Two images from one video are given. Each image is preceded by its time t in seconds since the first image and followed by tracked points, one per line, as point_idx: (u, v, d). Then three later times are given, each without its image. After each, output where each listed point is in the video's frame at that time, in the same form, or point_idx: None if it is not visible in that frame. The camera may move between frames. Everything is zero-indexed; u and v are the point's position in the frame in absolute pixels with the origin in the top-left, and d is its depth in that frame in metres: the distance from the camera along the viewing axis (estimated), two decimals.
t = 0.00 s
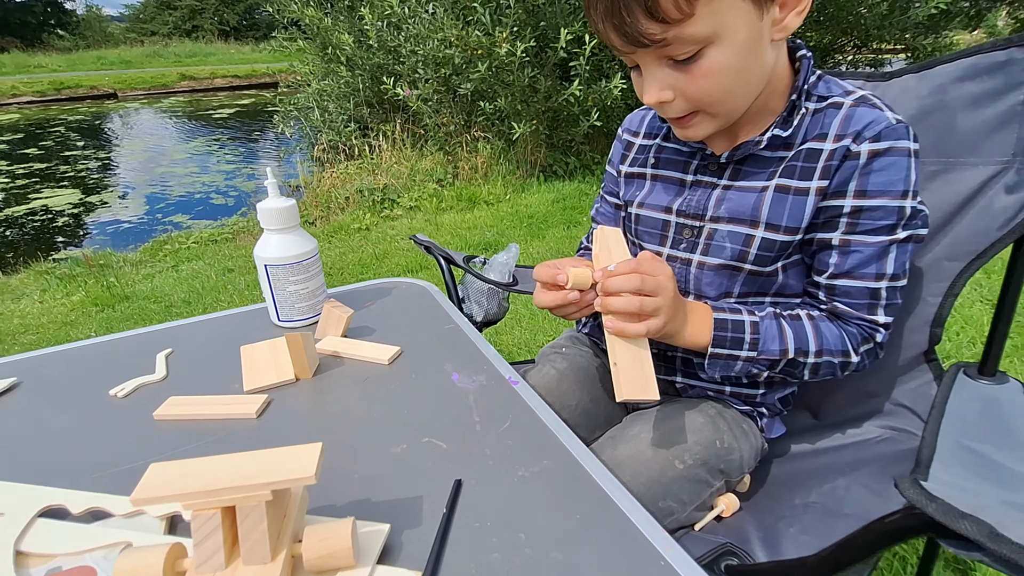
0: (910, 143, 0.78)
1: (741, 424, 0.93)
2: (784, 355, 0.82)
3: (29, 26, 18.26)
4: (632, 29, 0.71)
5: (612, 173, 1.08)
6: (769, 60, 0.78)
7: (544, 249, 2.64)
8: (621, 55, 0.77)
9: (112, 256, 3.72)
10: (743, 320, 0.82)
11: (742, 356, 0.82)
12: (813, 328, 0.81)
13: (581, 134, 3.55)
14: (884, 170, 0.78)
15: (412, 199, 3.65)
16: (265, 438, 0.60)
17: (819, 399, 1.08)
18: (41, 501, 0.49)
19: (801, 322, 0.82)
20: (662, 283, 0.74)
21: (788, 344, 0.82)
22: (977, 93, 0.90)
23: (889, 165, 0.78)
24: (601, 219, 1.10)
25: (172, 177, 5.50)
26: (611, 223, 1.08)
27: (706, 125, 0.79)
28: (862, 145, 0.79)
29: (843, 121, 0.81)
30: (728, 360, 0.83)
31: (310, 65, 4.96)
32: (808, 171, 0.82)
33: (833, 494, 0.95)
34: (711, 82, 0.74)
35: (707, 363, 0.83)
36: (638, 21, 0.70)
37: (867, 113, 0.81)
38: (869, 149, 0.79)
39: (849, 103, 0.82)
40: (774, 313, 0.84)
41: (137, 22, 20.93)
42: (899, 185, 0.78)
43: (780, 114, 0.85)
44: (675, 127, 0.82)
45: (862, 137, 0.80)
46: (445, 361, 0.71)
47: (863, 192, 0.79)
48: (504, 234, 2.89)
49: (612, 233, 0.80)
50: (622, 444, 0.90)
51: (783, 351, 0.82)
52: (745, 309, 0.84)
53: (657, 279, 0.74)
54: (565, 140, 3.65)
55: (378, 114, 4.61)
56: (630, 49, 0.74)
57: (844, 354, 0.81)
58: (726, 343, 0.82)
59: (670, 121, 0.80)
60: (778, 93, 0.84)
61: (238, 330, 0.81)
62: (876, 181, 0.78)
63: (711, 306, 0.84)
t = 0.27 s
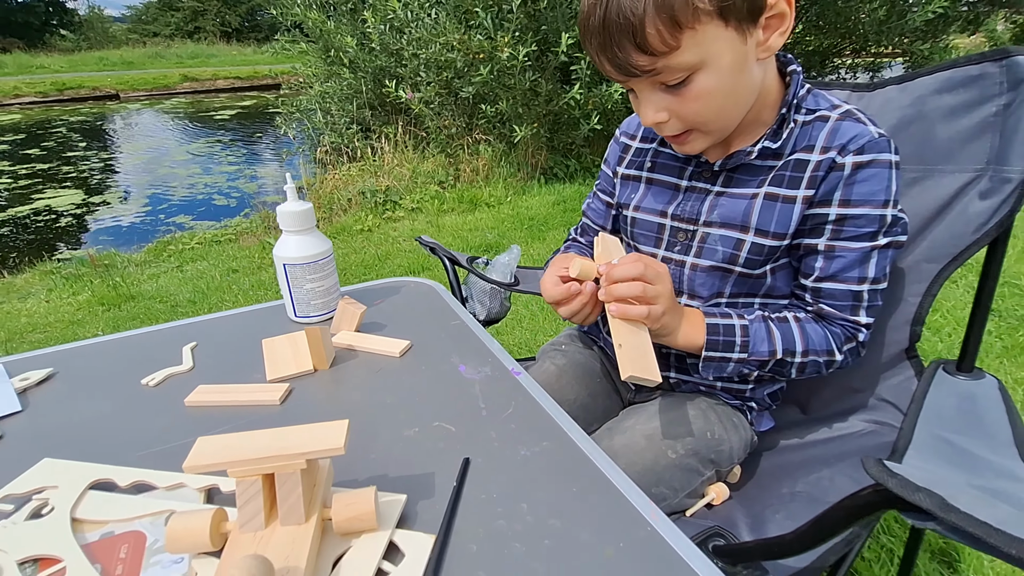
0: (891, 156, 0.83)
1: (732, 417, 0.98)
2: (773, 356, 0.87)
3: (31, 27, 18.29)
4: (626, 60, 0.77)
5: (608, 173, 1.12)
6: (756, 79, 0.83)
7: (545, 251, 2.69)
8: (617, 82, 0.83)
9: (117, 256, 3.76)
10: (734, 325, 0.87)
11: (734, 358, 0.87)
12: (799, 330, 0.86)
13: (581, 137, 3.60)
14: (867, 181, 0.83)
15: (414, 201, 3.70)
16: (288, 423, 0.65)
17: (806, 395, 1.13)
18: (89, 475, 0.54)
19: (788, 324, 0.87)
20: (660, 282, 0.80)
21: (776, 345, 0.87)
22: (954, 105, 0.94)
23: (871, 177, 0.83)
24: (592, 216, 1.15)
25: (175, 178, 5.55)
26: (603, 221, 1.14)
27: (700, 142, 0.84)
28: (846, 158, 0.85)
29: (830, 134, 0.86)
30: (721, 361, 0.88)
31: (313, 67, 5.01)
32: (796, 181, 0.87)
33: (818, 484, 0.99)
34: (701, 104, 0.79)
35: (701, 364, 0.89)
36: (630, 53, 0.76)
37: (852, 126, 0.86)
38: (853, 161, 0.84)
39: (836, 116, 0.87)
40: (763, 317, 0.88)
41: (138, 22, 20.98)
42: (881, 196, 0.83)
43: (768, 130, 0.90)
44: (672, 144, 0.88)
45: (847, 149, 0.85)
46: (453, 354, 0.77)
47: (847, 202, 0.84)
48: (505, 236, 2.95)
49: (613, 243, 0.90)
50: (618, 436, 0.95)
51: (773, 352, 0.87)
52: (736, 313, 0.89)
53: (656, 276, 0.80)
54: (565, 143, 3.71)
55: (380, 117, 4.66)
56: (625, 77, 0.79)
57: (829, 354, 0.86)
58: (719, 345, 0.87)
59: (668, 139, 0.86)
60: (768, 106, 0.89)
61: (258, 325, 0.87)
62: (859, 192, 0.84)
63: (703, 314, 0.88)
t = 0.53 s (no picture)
0: (874, 162, 0.88)
1: (725, 411, 1.02)
2: (764, 355, 0.91)
3: (33, 28, 18.32)
4: (622, 73, 0.82)
5: (603, 177, 1.17)
6: (746, 90, 0.87)
7: (545, 252, 2.73)
8: (615, 93, 0.87)
9: (121, 256, 3.79)
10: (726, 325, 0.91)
11: (727, 358, 0.91)
12: (789, 331, 0.90)
13: (582, 140, 3.64)
14: (852, 188, 0.88)
15: (416, 202, 3.75)
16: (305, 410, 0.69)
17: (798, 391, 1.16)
18: (125, 455, 0.59)
19: (778, 325, 0.91)
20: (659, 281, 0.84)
21: (767, 345, 0.91)
22: (938, 112, 0.99)
23: (856, 183, 0.87)
24: (590, 219, 1.20)
25: (177, 179, 5.59)
26: (600, 225, 1.19)
27: (694, 148, 0.88)
28: (831, 164, 0.89)
29: (815, 142, 0.90)
30: (715, 361, 0.92)
31: (315, 68, 5.05)
32: (784, 187, 0.92)
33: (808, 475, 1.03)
34: (694, 114, 0.83)
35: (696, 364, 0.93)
36: (625, 67, 0.81)
37: (837, 135, 0.90)
38: (838, 168, 0.88)
39: (821, 125, 0.91)
40: (754, 318, 0.92)
41: (140, 23, 21.03)
42: (864, 202, 0.87)
43: (757, 139, 0.94)
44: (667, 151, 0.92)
45: (832, 157, 0.89)
46: (459, 347, 0.81)
47: (833, 207, 0.88)
48: (506, 237, 2.99)
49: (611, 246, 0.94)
50: (616, 428, 0.99)
51: (764, 352, 0.90)
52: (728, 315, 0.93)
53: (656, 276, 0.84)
54: (566, 145, 3.76)
55: (382, 118, 4.70)
56: (621, 88, 0.84)
57: (817, 353, 0.90)
58: (712, 346, 0.91)
59: (663, 146, 0.90)
60: (759, 115, 0.93)
61: (274, 319, 0.91)
62: (844, 198, 0.88)
63: (698, 317, 0.92)
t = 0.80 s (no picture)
0: (861, 167, 0.92)
1: (720, 406, 1.04)
2: (759, 354, 0.94)
3: (35, 28, 18.35)
4: (615, 81, 0.86)
5: (598, 181, 1.20)
6: (735, 96, 0.91)
7: (546, 254, 2.77)
8: (608, 100, 0.91)
9: (124, 256, 3.82)
10: (722, 325, 0.94)
11: (725, 357, 0.94)
12: (783, 330, 0.93)
13: (582, 142, 3.67)
14: (841, 191, 0.91)
15: (417, 203, 3.78)
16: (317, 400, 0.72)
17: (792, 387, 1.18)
18: (151, 439, 0.62)
19: (773, 324, 0.95)
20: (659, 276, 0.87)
21: (762, 343, 0.93)
22: (927, 117, 1.01)
23: (844, 187, 0.91)
24: (585, 221, 1.24)
25: (179, 180, 5.63)
26: (595, 227, 1.23)
27: (686, 152, 0.92)
28: (821, 169, 0.93)
29: (805, 148, 0.94)
30: (712, 360, 0.95)
31: (317, 70, 5.08)
32: (775, 191, 0.95)
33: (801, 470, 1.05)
34: (685, 119, 0.87)
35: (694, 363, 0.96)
36: (618, 74, 0.85)
37: (826, 140, 0.94)
38: (827, 173, 0.92)
39: (811, 131, 0.95)
40: (750, 318, 0.95)
41: (141, 24, 21.08)
42: (853, 204, 0.91)
43: (749, 145, 0.97)
44: (661, 156, 0.95)
45: (822, 163, 0.93)
46: (462, 341, 0.85)
47: (823, 211, 0.92)
48: (507, 239, 3.02)
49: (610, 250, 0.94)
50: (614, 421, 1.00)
51: (759, 350, 0.93)
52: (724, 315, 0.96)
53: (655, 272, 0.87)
54: (566, 148, 3.79)
55: (384, 120, 4.74)
56: (615, 95, 0.88)
57: (810, 351, 0.93)
58: (710, 345, 0.94)
59: (656, 151, 0.94)
60: (749, 122, 0.97)
61: (286, 315, 0.95)
62: (834, 201, 0.92)
63: (696, 318, 0.95)
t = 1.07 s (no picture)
0: (854, 172, 0.94)
1: (718, 404, 1.05)
2: (756, 354, 0.96)
3: (37, 30, 18.40)
4: (610, 82, 0.88)
5: (594, 178, 1.23)
6: (728, 98, 0.93)
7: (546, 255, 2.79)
8: (605, 102, 0.94)
9: (127, 258, 3.85)
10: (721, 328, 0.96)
11: (723, 357, 0.96)
12: (779, 331, 0.96)
13: (582, 145, 3.68)
14: (834, 197, 0.94)
15: (418, 206, 3.81)
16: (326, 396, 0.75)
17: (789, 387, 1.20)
18: (170, 432, 0.65)
19: (769, 325, 0.97)
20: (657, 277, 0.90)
21: (759, 344, 0.96)
22: (919, 121, 1.03)
23: (837, 192, 0.94)
24: (577, 216, 1.27)
25: (182, 183, 5.67)
26: (585, 221, 1.27)
27: (681, 153, 0.94)
28: (815, 175, 0.95)
29: (800, 155, 0.97)
30: (710, 361, 0.97)
31: (319, 73, 5.10)
32: (770, 196, 0.98)
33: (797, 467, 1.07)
34: (679, 120, 0.89)
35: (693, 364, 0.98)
36: (613, 76, 0.87)
37: (819, 147, 0.97)
38: (822, 179, 0.95)
39: (805, 137, 0.98)
40: (746, 320, 0.98)
41: (143, 27, 21.14)
42: (846, 209, 0.94)
43: (746, 151, 1.00)
44: (657, 158, 0.98)
45: (816, 168, 0.95)
46: (467, 340, 0.87)
47: (817, 215, 0.95)
48: (507, 241, 3.05)
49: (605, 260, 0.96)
50: (614, 417, 1.00)
51: (757, 351, 0.96)
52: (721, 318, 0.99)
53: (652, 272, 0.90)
54: (567, 150, 3.81)
55: (386, 123, 4.77)
56: (610, 97, 0.91)
57: (806, 350, 0.96)
58: (708, 346, 0.96)
59: (652, 152, 0.96)
60: (745, 127, 0.99)
61: (296, 315, 0.98)
62: (828, 205, 0.94)
63: (693, 321, 0.97)
